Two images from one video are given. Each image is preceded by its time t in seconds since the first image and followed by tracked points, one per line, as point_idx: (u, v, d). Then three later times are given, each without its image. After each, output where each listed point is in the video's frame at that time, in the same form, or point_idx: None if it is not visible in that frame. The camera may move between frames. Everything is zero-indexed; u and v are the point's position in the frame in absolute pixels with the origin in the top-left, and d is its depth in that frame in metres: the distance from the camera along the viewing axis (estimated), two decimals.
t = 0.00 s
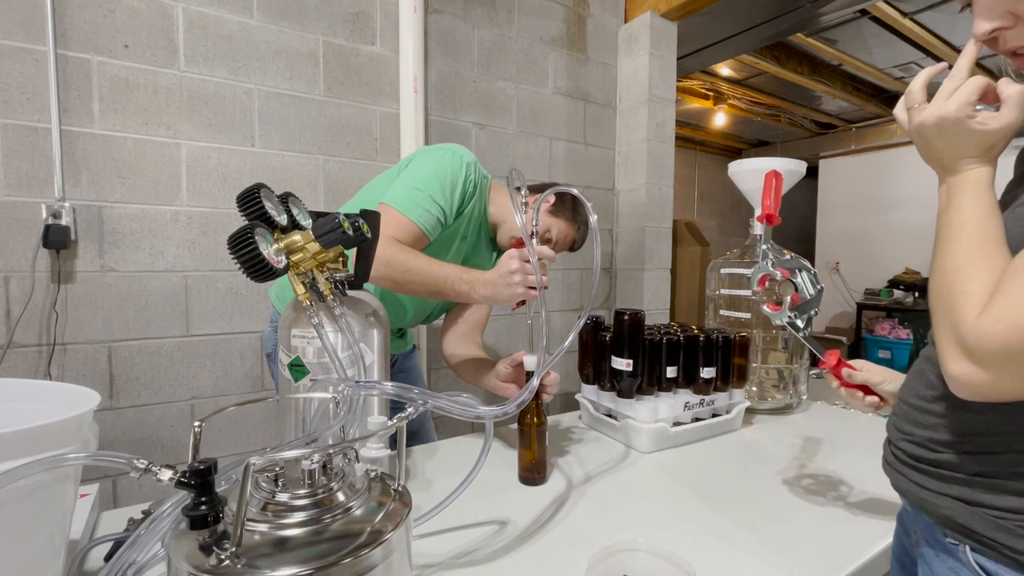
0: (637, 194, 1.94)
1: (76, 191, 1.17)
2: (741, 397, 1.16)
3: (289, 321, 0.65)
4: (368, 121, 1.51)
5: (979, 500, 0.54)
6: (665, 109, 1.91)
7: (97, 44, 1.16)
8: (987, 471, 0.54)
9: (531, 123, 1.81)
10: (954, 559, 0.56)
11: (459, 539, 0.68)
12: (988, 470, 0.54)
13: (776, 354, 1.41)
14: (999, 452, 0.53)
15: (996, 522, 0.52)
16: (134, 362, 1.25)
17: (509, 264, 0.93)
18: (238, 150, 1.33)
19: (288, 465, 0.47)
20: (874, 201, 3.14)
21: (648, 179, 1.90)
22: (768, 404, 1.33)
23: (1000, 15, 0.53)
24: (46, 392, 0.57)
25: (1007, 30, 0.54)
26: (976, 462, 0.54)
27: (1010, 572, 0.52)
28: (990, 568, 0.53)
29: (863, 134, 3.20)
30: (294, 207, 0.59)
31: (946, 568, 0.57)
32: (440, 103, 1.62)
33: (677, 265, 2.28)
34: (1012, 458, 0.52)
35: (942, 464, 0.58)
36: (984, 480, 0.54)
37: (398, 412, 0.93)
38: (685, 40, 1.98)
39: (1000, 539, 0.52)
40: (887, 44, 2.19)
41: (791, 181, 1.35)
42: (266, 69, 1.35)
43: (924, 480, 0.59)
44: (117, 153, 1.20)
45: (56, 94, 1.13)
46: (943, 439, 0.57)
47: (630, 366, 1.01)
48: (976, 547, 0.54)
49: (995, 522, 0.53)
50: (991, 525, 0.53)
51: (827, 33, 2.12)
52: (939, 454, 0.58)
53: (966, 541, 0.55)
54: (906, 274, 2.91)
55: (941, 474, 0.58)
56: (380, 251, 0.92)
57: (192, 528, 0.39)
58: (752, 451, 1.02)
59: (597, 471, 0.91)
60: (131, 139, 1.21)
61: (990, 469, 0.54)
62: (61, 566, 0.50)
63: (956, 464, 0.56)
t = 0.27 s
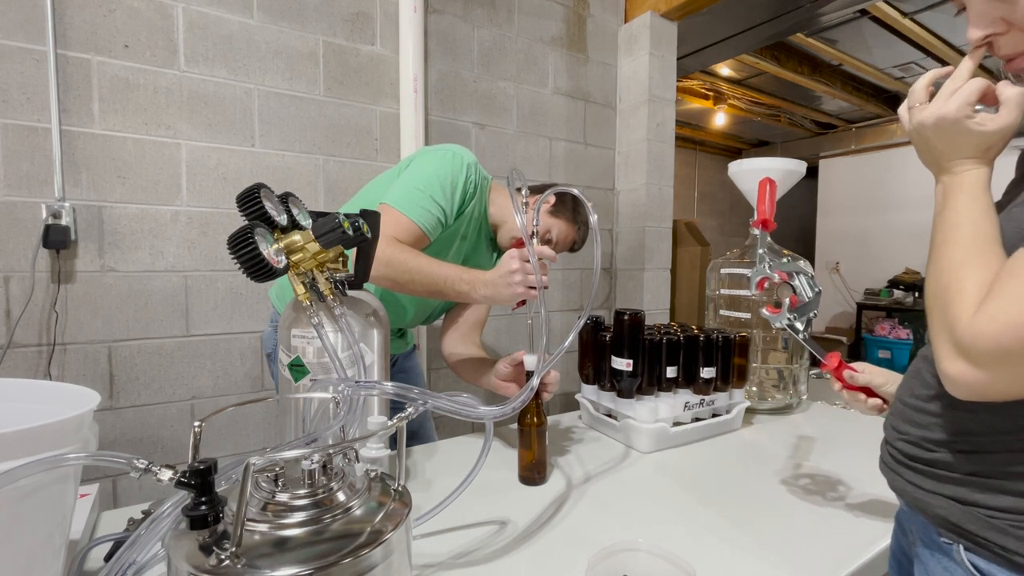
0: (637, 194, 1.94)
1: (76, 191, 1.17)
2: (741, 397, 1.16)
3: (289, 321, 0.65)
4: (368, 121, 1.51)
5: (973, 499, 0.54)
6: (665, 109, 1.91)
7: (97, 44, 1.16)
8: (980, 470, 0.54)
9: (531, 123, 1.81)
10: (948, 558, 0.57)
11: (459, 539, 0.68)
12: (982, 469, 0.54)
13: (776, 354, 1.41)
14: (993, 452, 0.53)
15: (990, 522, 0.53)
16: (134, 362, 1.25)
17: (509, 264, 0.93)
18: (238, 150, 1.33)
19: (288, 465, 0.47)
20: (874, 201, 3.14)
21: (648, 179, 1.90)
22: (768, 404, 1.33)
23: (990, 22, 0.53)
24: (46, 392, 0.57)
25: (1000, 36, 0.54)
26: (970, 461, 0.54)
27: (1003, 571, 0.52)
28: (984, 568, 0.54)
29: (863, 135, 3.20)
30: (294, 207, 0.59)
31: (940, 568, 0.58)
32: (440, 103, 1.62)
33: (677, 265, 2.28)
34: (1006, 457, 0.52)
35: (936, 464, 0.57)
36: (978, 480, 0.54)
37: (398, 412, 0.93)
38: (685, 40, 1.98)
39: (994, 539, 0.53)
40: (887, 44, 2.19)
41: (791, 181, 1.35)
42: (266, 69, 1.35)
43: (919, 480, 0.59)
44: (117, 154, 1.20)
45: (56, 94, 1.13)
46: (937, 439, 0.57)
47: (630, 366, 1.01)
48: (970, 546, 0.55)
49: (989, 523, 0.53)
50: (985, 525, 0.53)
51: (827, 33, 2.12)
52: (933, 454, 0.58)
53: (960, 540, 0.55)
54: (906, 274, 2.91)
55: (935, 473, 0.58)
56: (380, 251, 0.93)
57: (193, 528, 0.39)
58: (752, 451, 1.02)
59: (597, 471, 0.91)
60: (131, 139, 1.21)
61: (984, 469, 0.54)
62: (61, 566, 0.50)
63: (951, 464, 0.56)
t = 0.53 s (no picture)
0: (637, 194, 1.94)
1: (76, 191, 1.17)
2: (741, 397, 1.16)
3: (289, 321, 0.65)
4: (368, 121, 1.51)
5: (969, 499, 0.54)
6: (665, 109, 1.91)
7: (97, 44, 1.16)
8: (976, 469, 0.54)
9: (531, 123, 1.81)
10: (944, 558, 0.57)
11: (459, 539, 0.68)
12: (977, 469, 0.54)
13: (776, 353, 1.40)
14: (989, 450, 0.53)
15: (984, 522, 0.53)
16: (134, 362, 1.25)
17: (509, 264, 0.93)
18: (238, 151, 1.33)
19: (288, 465, 0.47)
20: (874, 201, 3.14)
21: (648, 179, 1.90)
22: (768, 404, 1.33)
23: (986, 26, 0.53)
24: (46, 392, 0.57)
25: (995, 37, 0.54)
26: (966, 460, 0.54)
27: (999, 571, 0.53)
28: (979, 567, 0.54)
29: (863, 134, 3.20)
30: (294, 207, 0.59)
31: (937, 567, 0.58)
32: (440, 103, 1.62)
33: (677, 265, 2.28)
34: (1002, 456, 0.52)
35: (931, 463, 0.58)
36: (974, 479, 0.54)
37: (398, 412, 0.93)
38: (685, 40, 1.98)
39: (990, 539, 0.53)
40: (887, 44, 2.19)
41: (791, 181, 1.35)
42: (266, 69, 1.35)
43: (915, 479, 0.60)
44: (117, 154, 1.20)
45: (56, 94, 1.13)
46: (933, 438, 0.57)
47: (630, 366, 1.01)
48: (966, 546, 0.55)
49: (984, 522, 0.53)
50: (981, 525, 0.53)
51: (827, 33, 2.12)
52: (930, 453, 0.58)
53: (956, 540, 0.56)
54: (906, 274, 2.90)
55: (931, 472, 0.58)
56: (380, 251, 0.93)
57: (193, 528, 0.39)
58: (751, 451, 1.02)
59: (596, 471, 0.91)
60: (131, 139, 1.21)
61: (979, 468, 0.54)
62: (61, 566, 0.50)
63: (947, 463, 0.56)
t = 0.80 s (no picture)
0: (637, 194, 1.94)
1: (75, 191, 1.17)
2: (741, 397, 1.16)
3: (289, 321, 0.65)
4: (368, 121, 1.51)
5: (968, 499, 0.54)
6: (665, 109, 1.91)
7: (97, 44, 1.16)
8: (975, 469, 0.54)
9: (531, 123, 1.81)
10: (943, 557, 0.57)
11: (460, 539, 0.68)
12: (976, 469, 0.54)
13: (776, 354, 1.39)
14: (988, 451, 0.53)
15: (984, 522, 0.53)
16: (134, 362, 1.25)
17: (510, 264, 0.93)
18: (238, 150, 1.33)
19: (287, 465, 0.47)
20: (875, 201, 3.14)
21: (648, 179, 1.90)
22: (768, 404, 1.33)
23: (986, 26, 0.53)
24: (46, 392, 0.57)
25: (996, 37, 0.54)
26: (965, 460, 0.54)
27: (996, 571, 0.52)
28: (977, 566, 0.54)
29: (863, 134, 3.19)
30: (294, 207, 0.59)
31: (935, 567, 0.58)
32: (440, 103, 1.62)
33: (677, 265, 2.28)
34: (1002, 456, 0.52)
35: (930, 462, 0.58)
36: (973, 479, 0.54)
37: (398, 412, 0.93)
38: (685, 40, 1.98)
39: (989, 538, 0.53)
40: (887, 44, 2.18)
41: (791, 181, 1.35)
42: (266, 69, 1.35)
43: (915, 478, 0.60)
44: (117, 153, 1.20)
45: (56, 94, 1.13)
46: (932, 438, 0.57)
47: (630, 366, 1.01)
48: (964, 546, 0.55)
49: (984, 522, 0.53)
50: (980, 525, 0.53)
51: (827, 33, 2.12)
52: (930, 453, 0.58)
53: (954, 540, 0.56)
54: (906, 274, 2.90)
55: (931, 472, 0.58)
56: (380, 251, 0.93)
57: (192, 528, 0.39)
58: (752, 451, 1.02)
59: (596, 471, 0.91)
60: (131, 139, 1.21)
61: (978, 468, 0.53)
62: (61, 566, 0.50)
63: (946, 463, 0.56)
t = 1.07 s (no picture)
0: (637, 194, 1.94)
1: (75, 191, 1.17)
2: (741, 397, 1.16)
3: (289, 321, 0.65)
4: (368, 121, 1.51)
5: (972, 501, 0.55)
6: (665, 109, 1.91)
7: (97, 44, 1.16)
8: (979, 471, 0.54)
9: (531, 123, 1.81)
10: (948, 559, 0.57)
11: (459, 539, 0.68)
12: (981, 471, 0.54)
13: (776, 354, 1.42)
14: (995, 453, 0.53)
15: (989, 523, 0.53)
16: (134, 362, 1.25)
17: (510, 264, 0.93)
18: (238, 150, 1.33)
19: (288, 465, 0.47)
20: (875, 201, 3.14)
21: (648, 179, 1.90)
22: (768, 404, 1.33)
23: (990, 20, 0.53)
24: (46, 392, 0.57)
25: (997, 32, 0.54)
26: (969, 462, 0.55)
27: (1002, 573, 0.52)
28: (983, 569, 0.54)
29: (863, 135, 3.19)
30: (294, 207, 0.59)
31: (940, 568, 0.58)
32: (440, 103, 1.62)
33: (677, 265, 2.28)
34: (1006, 458, 0.52)
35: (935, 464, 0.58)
36: (977, 481, 0.54)
37: (398, 412, 0.93)
38: (685, 40, 1.98)
39: (993, 540, 0.53)
40: (887, 44, 2.18)
41: (791, 181, 1.35)
42: (266, 69, 1.35)
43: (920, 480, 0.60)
44: (117, 154, 1.20)
45: (56, 94, 1.13)
46: (937, 440, 0.58)
47: (630, 366, 1.01)
48: (969, 547, 0.55)
49: (989, 524, 0.53)
50: (985, 526, 0.53)
51: (827, 33, 2.12)
52: (933, 454, 0.59)
53: (960, 541, 0.56)
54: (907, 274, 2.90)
55: (935, 474, 0.58)
56: (380, 251, 0.93)
57: (192, 528, 0.39)
58: (752, 451, 1.02)
59: (597, 471, 0.91)
60: (131, 139, 1.21)
61: (983, 470, 0.54)
62: (61, 566, 0.50)
63: (950, 464, 0.57)
